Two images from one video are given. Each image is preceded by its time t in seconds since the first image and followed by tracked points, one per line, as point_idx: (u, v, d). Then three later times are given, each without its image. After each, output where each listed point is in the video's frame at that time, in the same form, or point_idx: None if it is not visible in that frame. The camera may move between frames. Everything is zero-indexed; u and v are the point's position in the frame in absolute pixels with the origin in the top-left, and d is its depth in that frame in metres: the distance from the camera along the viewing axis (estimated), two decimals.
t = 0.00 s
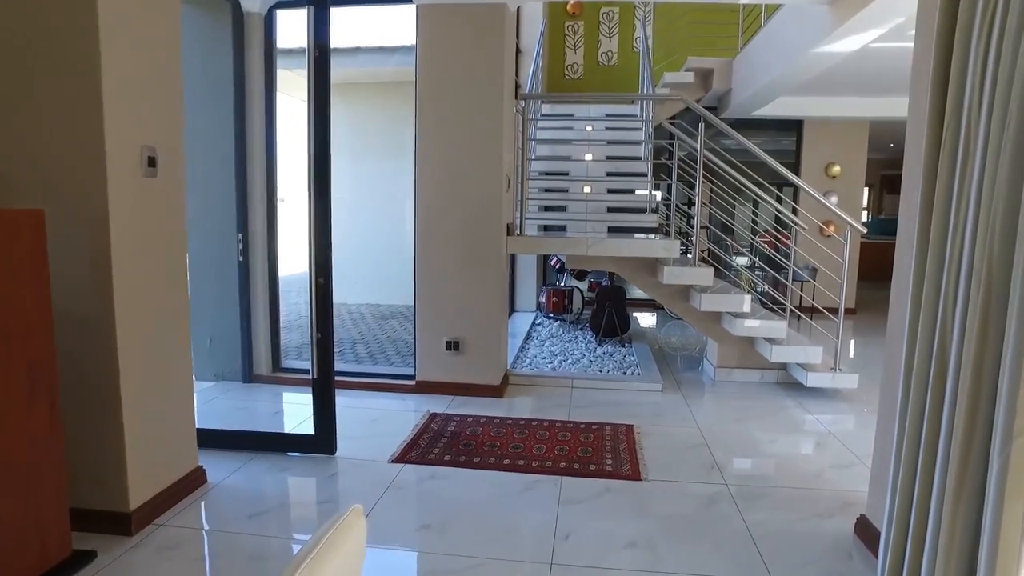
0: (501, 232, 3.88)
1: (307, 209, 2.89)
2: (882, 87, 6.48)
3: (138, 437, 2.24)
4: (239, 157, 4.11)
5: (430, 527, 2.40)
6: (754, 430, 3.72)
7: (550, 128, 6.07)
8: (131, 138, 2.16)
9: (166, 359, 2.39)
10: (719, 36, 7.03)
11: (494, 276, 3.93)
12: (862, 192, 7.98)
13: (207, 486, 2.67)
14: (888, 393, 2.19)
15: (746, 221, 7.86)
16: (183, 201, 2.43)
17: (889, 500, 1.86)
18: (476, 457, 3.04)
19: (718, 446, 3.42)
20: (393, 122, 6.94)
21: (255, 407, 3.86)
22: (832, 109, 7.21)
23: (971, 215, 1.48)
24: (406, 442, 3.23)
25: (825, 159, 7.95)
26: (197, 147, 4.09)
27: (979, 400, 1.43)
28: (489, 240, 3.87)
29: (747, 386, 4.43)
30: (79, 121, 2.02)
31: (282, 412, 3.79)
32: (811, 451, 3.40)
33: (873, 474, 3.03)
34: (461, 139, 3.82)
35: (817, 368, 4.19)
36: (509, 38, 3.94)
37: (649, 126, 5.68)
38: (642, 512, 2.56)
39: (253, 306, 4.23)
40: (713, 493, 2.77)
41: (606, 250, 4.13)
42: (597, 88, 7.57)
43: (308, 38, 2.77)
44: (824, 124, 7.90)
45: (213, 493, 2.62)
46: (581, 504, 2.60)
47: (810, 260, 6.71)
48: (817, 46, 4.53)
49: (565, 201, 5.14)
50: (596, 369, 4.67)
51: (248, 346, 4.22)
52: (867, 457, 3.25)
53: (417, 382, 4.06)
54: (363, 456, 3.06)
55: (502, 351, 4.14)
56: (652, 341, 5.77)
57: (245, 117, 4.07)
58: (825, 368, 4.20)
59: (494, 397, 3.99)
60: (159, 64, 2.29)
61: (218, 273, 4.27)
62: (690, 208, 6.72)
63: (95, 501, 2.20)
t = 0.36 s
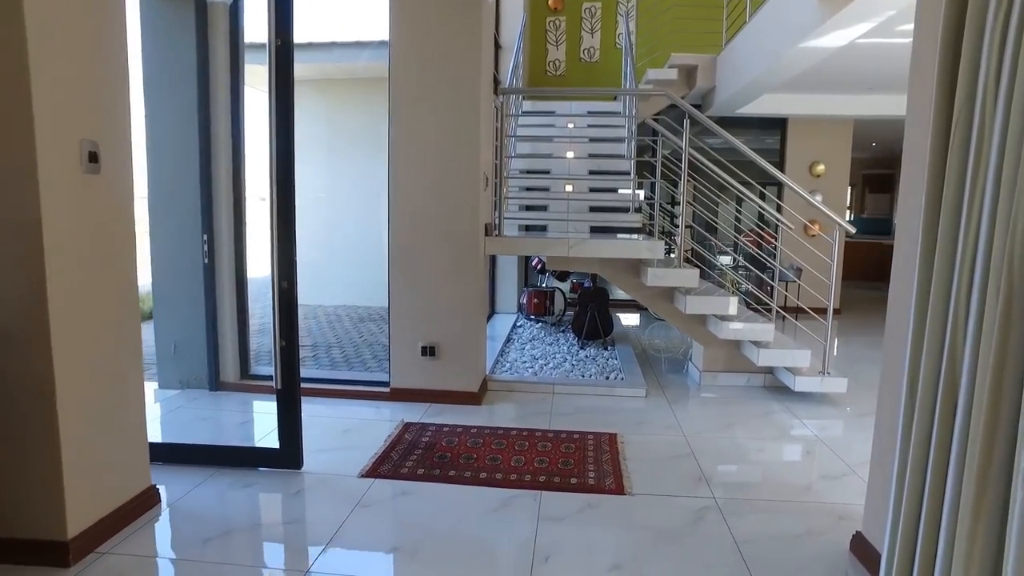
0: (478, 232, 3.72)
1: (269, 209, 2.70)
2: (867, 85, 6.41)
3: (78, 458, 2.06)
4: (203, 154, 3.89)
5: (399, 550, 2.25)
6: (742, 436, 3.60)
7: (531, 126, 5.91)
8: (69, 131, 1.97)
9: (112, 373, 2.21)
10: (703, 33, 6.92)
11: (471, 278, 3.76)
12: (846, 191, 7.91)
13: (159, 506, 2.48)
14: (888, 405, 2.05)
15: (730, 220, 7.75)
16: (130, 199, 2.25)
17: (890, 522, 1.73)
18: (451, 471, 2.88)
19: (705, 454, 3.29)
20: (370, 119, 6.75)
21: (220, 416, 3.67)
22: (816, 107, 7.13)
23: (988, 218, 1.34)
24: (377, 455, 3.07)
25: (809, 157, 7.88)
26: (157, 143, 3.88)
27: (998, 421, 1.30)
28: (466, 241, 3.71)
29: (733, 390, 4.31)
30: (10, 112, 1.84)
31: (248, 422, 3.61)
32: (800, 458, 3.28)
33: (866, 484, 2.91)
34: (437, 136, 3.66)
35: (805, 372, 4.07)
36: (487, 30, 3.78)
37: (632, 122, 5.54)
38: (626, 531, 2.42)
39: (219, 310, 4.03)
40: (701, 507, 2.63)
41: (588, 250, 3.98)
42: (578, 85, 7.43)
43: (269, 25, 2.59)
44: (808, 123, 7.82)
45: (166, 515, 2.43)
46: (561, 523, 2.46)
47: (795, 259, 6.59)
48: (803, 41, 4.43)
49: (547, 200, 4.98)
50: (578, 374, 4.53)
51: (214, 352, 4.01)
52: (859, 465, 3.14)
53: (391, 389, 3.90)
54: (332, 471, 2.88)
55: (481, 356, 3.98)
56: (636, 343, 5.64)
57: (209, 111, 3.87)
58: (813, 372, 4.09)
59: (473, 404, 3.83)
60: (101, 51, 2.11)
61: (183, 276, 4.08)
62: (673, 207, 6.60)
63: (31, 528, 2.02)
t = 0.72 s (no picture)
0: (454, 233, 3.55)
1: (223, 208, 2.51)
2: (853, 81, 6.31)
3: None
4: (164, 148, 3.64)
5: None
6: (729, 443, 3.45)
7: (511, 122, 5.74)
8: None
9: (42, 388, 2.02)
10: (687, 28, 6.79)
11: (446, 281, 3.59)
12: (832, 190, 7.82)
13: (101, 533, 2.28)
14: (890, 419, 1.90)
15: (715, 219, 7.62)
16: (63, 197, 2.06)
17: (896, 550, 1.57)
18: (422, 487, 2.71)
19: (692, 463, 3.14)
20: (347, 115, 6.56)
21: (181, 427, 3.47)
22: (802, 104, 7.02)
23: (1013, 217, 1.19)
24: (345, 469, 2.88)
25: (794, 155, 7.78)
26: (114, 136, 3.65)
27: None
28: (441, 241, 3.54)
29: (720, 395, 4.17)
30: None
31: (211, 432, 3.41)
32: (790, 467, 3.14)
33: (860, 496, 2.77)
34: (411, 133, 3.48)
35: (793, 376, 3.95)
36: (462, 21, 3.60)
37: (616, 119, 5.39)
38: (608, 551, 2.26)
39: (183, 315, 3.83)
40: (688, 524, 2.48)
41: (567, 251, 3.82)
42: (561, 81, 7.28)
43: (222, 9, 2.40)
44: (793, 120, 7.72)
45: (109, 542, 2.23)
46: (538, 543, 2.29)
47: (781, 259, 6.43)
48: (790, 35, 4.30)
49: (527, 198, 4.82)
50: (560, 379, 4.38)
51: (177, 360, 3.81)
52: (851, 475, 3.01)
53: (363, 397, 3.72)
54: (295, 487, 2.70)
55: (458, 362, 3.82)
56: (619, 346, 5.49)
57: (170, 102, 3.62)
58: (801, 376, 3.97)
59: (449, 412, 3.67)
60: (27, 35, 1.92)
61: (143, 279, 3.79)
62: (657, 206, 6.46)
63: None
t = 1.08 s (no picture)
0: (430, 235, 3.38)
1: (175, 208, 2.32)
2: (840, 79, 6.22)
3: None
4: (123, 147, 3.45)
5: None
6: (718, 453, 3.31)
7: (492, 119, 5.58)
8: None
9: None
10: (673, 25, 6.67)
11: (422, 284, 3.41)
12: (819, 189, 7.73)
13: (37, 563, 2.09)
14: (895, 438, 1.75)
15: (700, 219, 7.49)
16: None
17: None
18: (393, 507, 2.53)
19: (680, 475, 3.00)
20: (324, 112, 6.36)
21: (141, 439, 3.27)
22: (790, 102, 6.91)
23: None
24: (312, 487, 2.70)
25: (781, 154, 7.67)
26: (69, 133, 3.44)
27: None
28: (416, 243, 3.37)
29: (708, 402, 4.04)
30: None
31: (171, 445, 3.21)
32: (782, 478, 3.01)
33: (856, 511, 2.64)
34: (383, 129, 3.31)
35: (783, 382, 3.83)
36: (438, 12, 3.43)
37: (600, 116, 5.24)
38: None
39: (144, 320, 3.62)
40: (677, 545, 2.32)
41: (547, 255, 3.64)
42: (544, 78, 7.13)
43: None
44: (780, 119, 7.61)
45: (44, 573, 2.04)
46: (516, 569, 2.13)
47: (769, 259, 6.31)
48: (779, 30, 4.17)
49: (508, 198, 4.66)
50: (543, 385, 4.22)
51: (139, 369, 3.58)
52: (846, 488, 2.87)
53: (335, 407, 3.54)
54: (256, 508, 2.51)
55: (435, 369, 3.65)
56: (604, 349, 5.34)
57: (130, 99, 3.43)
58: (792, 383, 3.84)
59: (426, 422, 3.50)
60: None
61: (101, 285, 3.59)
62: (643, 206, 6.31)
63: None
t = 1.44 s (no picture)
0: (407, 238, 3.22)
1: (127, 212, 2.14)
2: (828, 78, 6.15)
3: None
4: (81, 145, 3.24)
5: None
6: (709, 464, 3.19)
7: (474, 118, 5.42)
8: None
9: None
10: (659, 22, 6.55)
11: (400, 290, 3.25)
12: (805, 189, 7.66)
13: None
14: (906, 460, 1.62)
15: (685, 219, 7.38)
16: None
17: None
18: (368, 529, 2.38)
19: (671, 489, 2.87)
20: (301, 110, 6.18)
21: (102, 454, 3.08)
22: (777, 101, 6.82)
23: None
24: (282, 507, 2.54)
25: (767, 154, 7.59)
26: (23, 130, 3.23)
27: None
28: (393, 248, 3.21)
29: (697, 410, 3.92)
30: None
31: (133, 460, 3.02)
32: (776, 491, 2.89)
33: (855, 528, 2.53)
34: (358, 128, 3.15)
35: (775, 389, 3.72)
36: (416, 5, 3.28)
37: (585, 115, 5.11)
38: None
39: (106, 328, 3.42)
40: (671, 569, 2.19)
41: (531, 258, 3.49)
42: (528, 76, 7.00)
43: None
44: (766, 118, 7.53)
45: None
46: None
47: (756, 260, 6.21)
48: (769, 27, 4.07)
49: (490, 199, 4.51)
50: (527, 393, 4.08)
51: (99, 379, 3.39)
52: (843, 502, 2.77)
53: (309, 419, 3.38)
54: (221, 532, 2.34)
55: (414, 379, 3.49)
56: (589, 354, 5.21)
57: (89, 95, 3.23)
58: (783, 390, 3.74)
59: (405, 434, 3.35)
60: None
61: (59, 291, 3.38)
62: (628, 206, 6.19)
63: None
